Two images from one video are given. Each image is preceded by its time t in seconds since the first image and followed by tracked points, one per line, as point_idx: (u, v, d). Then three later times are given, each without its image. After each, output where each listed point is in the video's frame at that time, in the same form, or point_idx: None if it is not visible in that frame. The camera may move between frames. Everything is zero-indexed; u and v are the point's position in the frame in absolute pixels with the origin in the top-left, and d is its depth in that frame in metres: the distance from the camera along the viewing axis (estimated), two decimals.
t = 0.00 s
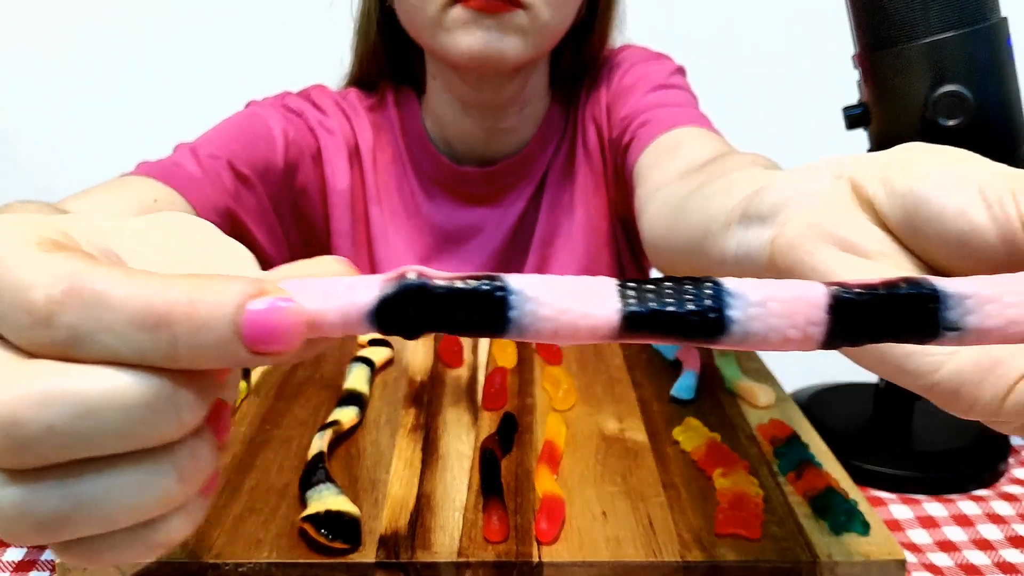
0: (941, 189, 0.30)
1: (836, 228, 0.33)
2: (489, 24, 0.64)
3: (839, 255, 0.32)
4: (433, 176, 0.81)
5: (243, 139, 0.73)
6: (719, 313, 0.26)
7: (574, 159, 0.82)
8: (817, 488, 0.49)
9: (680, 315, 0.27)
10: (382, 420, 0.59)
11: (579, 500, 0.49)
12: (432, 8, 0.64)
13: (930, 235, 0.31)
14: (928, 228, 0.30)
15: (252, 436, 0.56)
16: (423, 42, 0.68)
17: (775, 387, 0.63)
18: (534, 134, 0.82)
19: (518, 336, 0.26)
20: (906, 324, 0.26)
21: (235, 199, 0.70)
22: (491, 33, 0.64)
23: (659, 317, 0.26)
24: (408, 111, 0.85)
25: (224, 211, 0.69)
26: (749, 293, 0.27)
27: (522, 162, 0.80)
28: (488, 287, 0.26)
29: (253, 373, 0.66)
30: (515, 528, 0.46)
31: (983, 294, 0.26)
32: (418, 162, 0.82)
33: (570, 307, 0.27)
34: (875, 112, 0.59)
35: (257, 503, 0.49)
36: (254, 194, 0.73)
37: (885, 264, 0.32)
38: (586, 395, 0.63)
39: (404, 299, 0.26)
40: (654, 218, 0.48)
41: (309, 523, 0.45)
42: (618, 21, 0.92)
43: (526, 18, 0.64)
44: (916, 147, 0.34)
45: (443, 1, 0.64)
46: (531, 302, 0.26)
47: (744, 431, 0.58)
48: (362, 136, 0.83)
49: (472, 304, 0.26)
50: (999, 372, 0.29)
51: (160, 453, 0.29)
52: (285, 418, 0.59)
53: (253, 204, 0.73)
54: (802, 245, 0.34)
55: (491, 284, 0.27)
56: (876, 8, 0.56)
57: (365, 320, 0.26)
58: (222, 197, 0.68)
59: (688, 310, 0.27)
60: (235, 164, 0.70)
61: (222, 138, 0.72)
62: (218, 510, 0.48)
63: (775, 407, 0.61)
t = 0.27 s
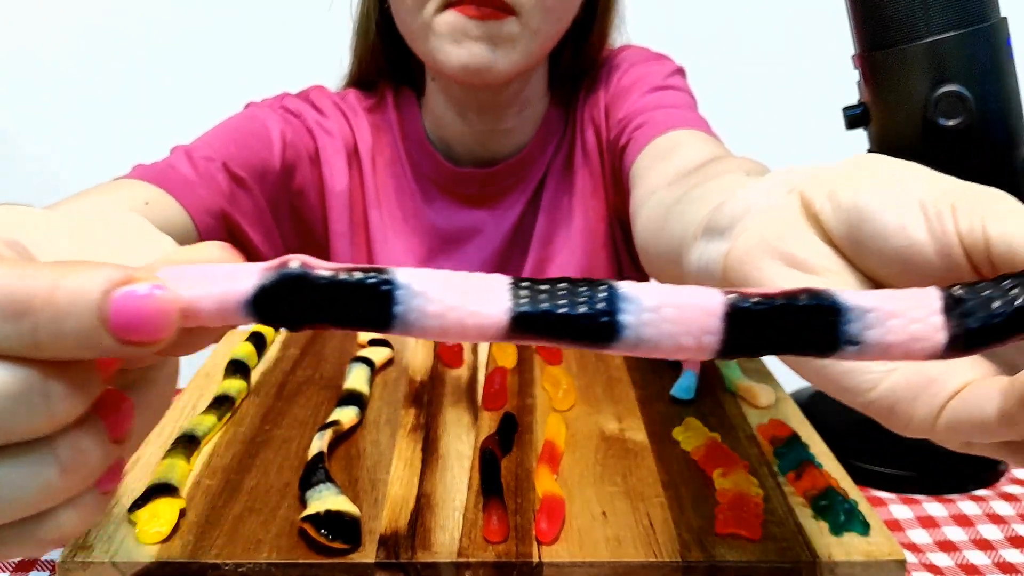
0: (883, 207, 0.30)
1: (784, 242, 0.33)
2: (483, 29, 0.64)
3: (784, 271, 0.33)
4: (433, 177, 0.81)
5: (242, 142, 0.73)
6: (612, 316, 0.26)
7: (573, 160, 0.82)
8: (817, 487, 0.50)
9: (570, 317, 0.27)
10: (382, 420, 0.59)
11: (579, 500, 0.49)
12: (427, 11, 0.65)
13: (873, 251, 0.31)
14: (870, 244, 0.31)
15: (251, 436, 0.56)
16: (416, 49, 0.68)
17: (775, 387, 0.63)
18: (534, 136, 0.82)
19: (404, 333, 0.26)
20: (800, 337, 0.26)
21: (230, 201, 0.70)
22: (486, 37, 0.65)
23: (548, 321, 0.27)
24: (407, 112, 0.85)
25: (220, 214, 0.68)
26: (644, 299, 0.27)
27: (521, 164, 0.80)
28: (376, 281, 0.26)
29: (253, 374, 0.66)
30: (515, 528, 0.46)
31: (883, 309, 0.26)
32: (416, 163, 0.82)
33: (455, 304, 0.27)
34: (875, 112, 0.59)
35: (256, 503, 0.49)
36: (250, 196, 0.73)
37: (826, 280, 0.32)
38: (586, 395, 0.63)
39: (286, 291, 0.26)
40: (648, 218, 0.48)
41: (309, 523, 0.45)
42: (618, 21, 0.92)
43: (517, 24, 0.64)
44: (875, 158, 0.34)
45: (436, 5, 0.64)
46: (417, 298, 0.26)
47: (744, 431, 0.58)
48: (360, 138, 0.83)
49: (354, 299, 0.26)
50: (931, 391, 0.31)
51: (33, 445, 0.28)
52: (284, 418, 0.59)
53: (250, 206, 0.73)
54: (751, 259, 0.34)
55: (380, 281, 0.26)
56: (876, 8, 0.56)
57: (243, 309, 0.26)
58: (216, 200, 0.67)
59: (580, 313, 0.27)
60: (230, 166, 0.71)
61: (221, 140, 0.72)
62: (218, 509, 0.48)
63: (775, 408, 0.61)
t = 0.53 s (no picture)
0: (822, 241, 0.29)
1: (729, 270, 0.33)
2: (484, 26, 0.64)
3: (728, 301, 0.33)
4: (432, 177, 0.81)
5: (235, 144, 0.73)
6: (476, 342, 0.24)
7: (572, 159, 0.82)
8: (819, 488, 0.50)
9: (437, 341, 0.24)
10: (382, 420, 0.59)
11: (580, 501, 0.49)
12: (427, 8, 0.64)
13: (809, 286, 0.30)
14: (808, 279, 0.30)
15: (251, 437, 0.56)
16: (420, 42, 0.68)
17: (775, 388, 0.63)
18: (533, 135, 0.81)
19: (268, 343, 0.24)
20: (678, 372, 0.24)
21: (221, 202, 0.70)
22: (487, 34, 0.64)
23: (416, 343, 0.24)
24: (406, 112, 0.84)
25: (209, 216, 0.67)
26: (517, 327, 0.24)
27: (520, 163, 0.80)
28: (239, 287, 0.24)
29: (252, 374, 0.66)
30: (516, 529, 0.46)
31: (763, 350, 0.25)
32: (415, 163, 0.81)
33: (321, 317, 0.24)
34: (877, 111, 0.60)
35: (255, 503, 0.48)
36: (242, 197, 0.72)
37: (766, 312, 0.32)
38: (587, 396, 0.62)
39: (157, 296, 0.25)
40: (643, 219, 0.48)
41: (308, 524, 0.45)
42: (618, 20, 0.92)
43: (523, 18, 0.64)
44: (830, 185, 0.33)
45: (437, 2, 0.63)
46: (282, 310, 0.24)
47: (745, 431, 0.57)
48: (359, 138, 0.83)
49: (217, 308, 0.24)
50: (848, 432, 0.29)
51: None
52: (284, 418, 0.59)
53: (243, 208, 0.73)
54: (701, 288, 0.34)
55: (242, 288, 0.24)
56: (877, 8, 0.56)
57: (109, 307, 0.25)
58: (204, 201, 0.66)
59: (449, 337, 0.24)
60: (222, 168, 0.70)
61: (213, 143, 0.71)
62: (218, 510, 0.48)
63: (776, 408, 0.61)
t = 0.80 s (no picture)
0: (756, 248, 0.31)
1: (676, 275, 0.36)
2: (484, 27, 0.64)
3: (675, 306, 0.35)
4: (431, 178, 0.81)
5: (230, 146, 0.73)
6: (368, 351, 0.25)
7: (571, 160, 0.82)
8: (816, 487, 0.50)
9: (331, 349, 0.25)
10: (382, 419, 0.59)
11: (579, 500, 0.49)
12: (428, 9, 0.64)
13: (744, 290, 0.32)
14: (743, 283, 0.32)
15: (252, 436, 0.57)
16: (420, 44, 0.68)
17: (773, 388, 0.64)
18: (532, 135, 0.82)
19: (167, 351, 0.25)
20: (573, 382, 0.25)
21: (213, 204, 0.69)
22: (488, 35, 0.65)
23: (313, 349, 0.25)
24: (406, 113, 0.85)
25: (200, 215, 0.67)
26: (408, 337, 0.25)
27: (519, 164, 0.80)
28: (140, 297, 0.25)
29: (253, 374, 0.66)
30: (516, 528, 0.46)
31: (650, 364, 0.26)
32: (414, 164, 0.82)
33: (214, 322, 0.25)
34: (875, 112, 0.60)
35: (257, 502, 0.49)
36: (236, 198, 0.72)
37: (709, 316, 0.34)
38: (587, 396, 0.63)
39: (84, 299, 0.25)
40: (633, 220, 0.49)
41: (309, 522, 0.45)
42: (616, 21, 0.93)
43: (522, 20, 0.64)
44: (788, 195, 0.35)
45: (437, 4, 0.64)
46: (177, 317, 0.25)
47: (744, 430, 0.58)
48: (359, 140, 0.83)
49: (113, 314, 0.25)
50: (774, 435, 0.31)
51: None
52: (285, 417, 0.59)
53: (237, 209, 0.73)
54: (650, 291, 0.37)
55: (143, 297, 0.25)
56: (876, 9, 0.57)
57: (17, 314, 0.26)
58: (196, 201, 0.66)
59: (343, 345, 0.25)
60: (215, 169, 0.70)
61: (208, 145, 0.71)
62: (219, 508, 0.48)
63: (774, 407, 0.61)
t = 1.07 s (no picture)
0: (703, 244, 0.32)
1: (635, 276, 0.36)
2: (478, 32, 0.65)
3: (632, 305, 0.35)
4: (429, 178, 0.81)
5: (224, 148, 0.73)
6: (273, 339, 0.25)
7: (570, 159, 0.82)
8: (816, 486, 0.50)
9: (236, 337, 0.25)
10: (383, 419, 0.59)
11: (579, 499, 0.49)
12: (423, 14, 0.65)
13: (694, 285, 0.32)
14: (692, 279, 0.32)
15: (252, 435, 0.57)
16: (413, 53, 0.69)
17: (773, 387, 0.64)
18: (530, 135, 0.82)
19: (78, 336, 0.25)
20: (477, 367, 0.25)
21: (203, 203, 0.69)
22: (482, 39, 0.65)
23: (219, 336, 0.25)
24: (405, 113, 0.85)
25: (189, 216, 0.67)
26: (311, 325, 0.25)
27: (517, 162, 0.80)
28: (53, 283, 0.25)
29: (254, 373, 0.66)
30: (515, 527, 0.46)
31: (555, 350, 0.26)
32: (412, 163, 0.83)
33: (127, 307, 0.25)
34: (875, 112, 0.60)
35: (258, 501, 0.49)
36: (230, 198, 0.72)
37: (664, 315, 0.34)
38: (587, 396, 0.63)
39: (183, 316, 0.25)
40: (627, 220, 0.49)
41: (310, 522, 0.45)
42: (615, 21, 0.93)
43: (511, 26, 0.64)
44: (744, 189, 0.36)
45: (432, 9, 0.65)
46: (87, 304, 0.25)
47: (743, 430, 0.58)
48: (358, 141, 0.84)
49: (29, 301, 0.25)
50: (725, 429, 0.31)
51: None
52: (286, 417, 0.59)
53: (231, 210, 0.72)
54: (609, 292, 0.37)
55: (56, 282, 0.25)
56: (875, 10, 0.57)
57: None
58: (185, 200, 0.66)
59: (248, 333, 0.25)
60: (208, 170, 0.70)
61: (202, 147, 0.71)
62: (220, 508, 0.48)
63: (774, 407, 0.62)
